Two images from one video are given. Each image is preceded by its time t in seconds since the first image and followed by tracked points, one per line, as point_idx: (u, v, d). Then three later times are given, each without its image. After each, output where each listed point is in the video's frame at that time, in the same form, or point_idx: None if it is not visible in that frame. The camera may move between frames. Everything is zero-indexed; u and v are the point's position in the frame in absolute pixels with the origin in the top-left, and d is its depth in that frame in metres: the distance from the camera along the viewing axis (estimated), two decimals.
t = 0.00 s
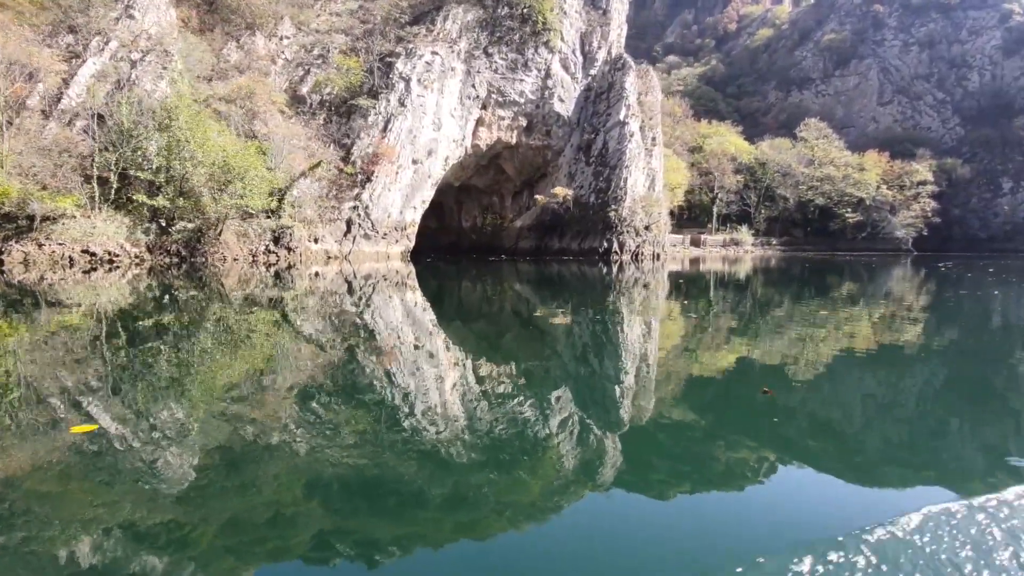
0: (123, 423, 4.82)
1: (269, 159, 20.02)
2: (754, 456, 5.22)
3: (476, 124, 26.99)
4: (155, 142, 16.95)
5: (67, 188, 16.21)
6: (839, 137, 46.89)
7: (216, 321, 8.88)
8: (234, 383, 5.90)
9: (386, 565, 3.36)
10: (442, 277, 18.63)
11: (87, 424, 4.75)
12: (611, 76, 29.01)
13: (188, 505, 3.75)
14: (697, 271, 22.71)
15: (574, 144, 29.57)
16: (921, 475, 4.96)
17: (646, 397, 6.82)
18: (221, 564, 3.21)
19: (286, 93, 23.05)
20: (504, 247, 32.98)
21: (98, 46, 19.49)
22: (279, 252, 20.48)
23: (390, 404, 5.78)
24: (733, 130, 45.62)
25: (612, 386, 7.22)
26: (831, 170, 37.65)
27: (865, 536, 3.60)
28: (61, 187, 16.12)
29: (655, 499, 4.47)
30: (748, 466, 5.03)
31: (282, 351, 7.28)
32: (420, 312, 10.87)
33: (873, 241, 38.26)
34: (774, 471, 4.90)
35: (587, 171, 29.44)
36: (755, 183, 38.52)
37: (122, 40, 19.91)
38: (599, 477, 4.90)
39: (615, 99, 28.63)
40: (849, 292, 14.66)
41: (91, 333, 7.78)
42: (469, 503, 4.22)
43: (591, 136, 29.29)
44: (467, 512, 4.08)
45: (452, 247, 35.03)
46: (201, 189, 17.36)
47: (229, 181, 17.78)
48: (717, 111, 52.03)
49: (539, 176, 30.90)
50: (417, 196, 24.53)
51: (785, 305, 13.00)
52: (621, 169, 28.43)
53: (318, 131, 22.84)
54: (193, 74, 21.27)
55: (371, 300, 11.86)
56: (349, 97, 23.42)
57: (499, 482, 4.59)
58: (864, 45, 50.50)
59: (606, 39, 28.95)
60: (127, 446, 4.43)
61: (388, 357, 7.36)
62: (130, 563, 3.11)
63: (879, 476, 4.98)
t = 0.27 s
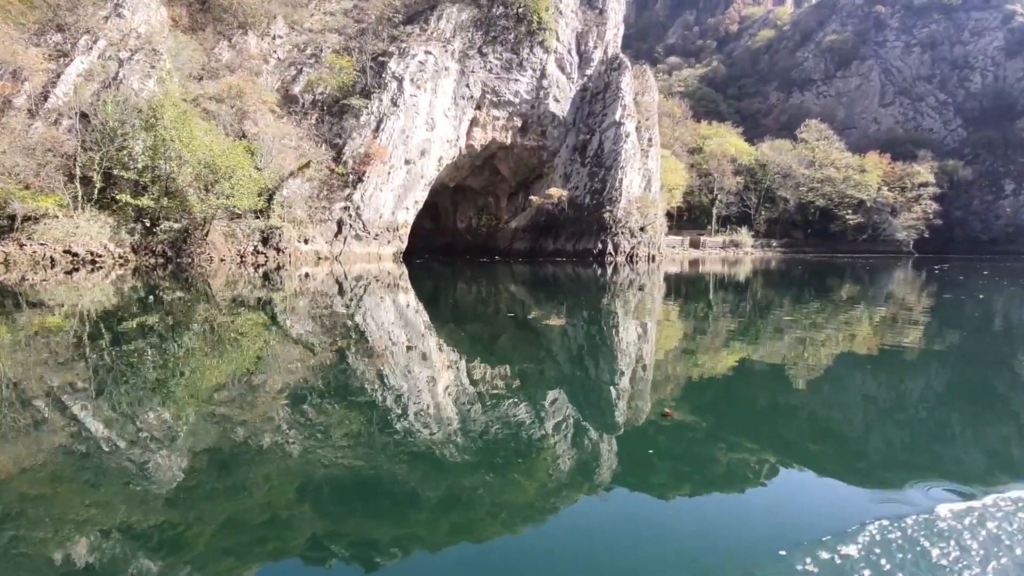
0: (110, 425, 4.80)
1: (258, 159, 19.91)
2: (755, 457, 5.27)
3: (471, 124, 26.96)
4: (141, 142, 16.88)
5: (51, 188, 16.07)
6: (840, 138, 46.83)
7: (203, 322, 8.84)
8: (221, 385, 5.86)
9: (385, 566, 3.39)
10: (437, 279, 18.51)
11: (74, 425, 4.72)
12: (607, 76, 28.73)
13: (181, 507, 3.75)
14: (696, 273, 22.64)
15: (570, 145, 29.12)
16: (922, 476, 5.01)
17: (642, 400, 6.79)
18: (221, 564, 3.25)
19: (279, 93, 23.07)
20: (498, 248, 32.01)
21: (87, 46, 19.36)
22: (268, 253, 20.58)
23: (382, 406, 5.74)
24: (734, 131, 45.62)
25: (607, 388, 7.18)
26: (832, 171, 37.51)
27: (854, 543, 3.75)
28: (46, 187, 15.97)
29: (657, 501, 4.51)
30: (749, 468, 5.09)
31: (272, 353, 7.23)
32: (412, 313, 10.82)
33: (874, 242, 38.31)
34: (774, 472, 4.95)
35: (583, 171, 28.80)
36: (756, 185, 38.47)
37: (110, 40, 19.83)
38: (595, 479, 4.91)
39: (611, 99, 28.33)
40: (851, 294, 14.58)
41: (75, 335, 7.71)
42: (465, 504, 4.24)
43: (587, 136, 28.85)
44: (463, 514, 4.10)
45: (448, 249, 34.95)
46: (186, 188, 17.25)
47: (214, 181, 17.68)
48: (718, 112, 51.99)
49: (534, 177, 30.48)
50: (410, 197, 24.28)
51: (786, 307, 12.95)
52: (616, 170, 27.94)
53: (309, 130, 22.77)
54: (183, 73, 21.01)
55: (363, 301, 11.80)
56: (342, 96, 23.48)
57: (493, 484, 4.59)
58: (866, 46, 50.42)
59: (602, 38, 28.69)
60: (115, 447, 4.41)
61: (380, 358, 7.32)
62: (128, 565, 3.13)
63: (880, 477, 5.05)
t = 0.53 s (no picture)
0: (102, 426, 4.78)
1: (249, 159, 20.18)
2: (760, 459, 5.32)
3: (467, 124, 26.81)
4: (129, 142, 16.80)
5: (38, 188, 16.10)
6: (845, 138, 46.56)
7: (194, 323, 8.81)
8: (213, 386, 5.83)
9: (388, 567, 3.43)
10: (435, 279, 18.55)
11: (64, 426, 4.71)
12: (606, 75, 28.25)
13: (176, 507, 3.75)
14: (698, 274, 22.49)
15: (568, 145, 28.79)
16: (928, 480, 5.04)
17: (641, 402, 6.74)
18: (226, 562, 3.28)
19: (274, 94, 23.03)
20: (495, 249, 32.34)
21: (77, 45, 19.22)
22: (260, 253, 20.71)
23: (378, 407, 5.70)
24: (737, 131, 45.43)
25: (605, 390, 7.12)
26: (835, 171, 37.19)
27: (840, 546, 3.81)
28: (32, 187, 15.97)
29: (661, 502, 4.54)
30: (753, 469, 5.13)
31: (265, 353, 7.20)
32: (407, 314, 10.76)
33: (879, 243, 38.13)
34: (780, 474, 4.98)
35: (581, 171, 28.63)
36: (760, 185, 38.45)
37: (102, 39, 19.68)
38: (593, 480, 4.91)
39: (609, 99, 27.90)
40: (855, 295, 14.46)
41: (62, 336, 7.69)
42: (464, 505, 4.24)
43: (585, 137, 28.53)
44: (461, 515, 4.11)
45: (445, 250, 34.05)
46: (174, 188, 17.38)
47: (201, 180, 17.95)
48: (722, 112, 51.73)
49: (533, 178, 30.11)
50: (405, 197, 24.37)
51: (790, 308, 12.85)
52: (614, 169, 27.58)
53: (303, 130, 22.87)
54: (175, 72, 20.85)
55: (357, 302, 11.75)
56: (336, 95, 23.53)
57: (491, 485, 4.58)
58: (872, 45, 50.00)
59: (601, 38, 28.26)
60: (106, 449, 4.39)
61: (374, 359, 7.26)
62: (129, 565, 3.14)
63: (885, 480, 5.11)
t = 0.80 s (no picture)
0: (87, 428, 4.75)
1: (236, 158, 20.07)
2: (759, 459, 5.33)
3: (460, 123, 26.65)
4: (112, 141, 16.45)
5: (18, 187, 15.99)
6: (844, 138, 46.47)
7: (179, 324, 8.73)
8: (200, 387, 5.79)
9: (385, 568, 3.42)
10: (429, 279, 18.69)
11: (49, 428, 4.67)
12: (600, 75, 28.11)
13: (166, 509, 3.71)
14: (697, 274, 22.45)
15: (561, 145, 28.81)
16: (928, 482, 5.05)
17: (636, 403, 6.70)
18: (220, 564, 3.27)
19: (263, 93, 23.32)
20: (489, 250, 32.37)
21: (62, 43, 19.52)
22: (247, 253, 20.63)
23: (369, 409, 5.66)
24: (736, 132, 45.40)
25: (599, 391, 7.08)
26: (834, 171, 37.13)
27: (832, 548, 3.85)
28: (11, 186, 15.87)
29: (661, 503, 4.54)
30: (753, 470, 5.12)
31: (254, 354, 7.16)
32: (398, 314, 10.70)
33: (878, 244, 38.10)
34: (779, 476, 4.98)
35: (575, 171, 28.70)
36: (759, 185, 38.42)
37: (88, 36, 20.05)
38: (588, 481, 4.89)
39: (604, 98, 27.73)
40: (854, 296, 14.40)
41: (44, 336, 7.64)
42: (458, 507, 4.22)
43: (578, 136, 28.55)
44: (457, 516, 4.09)
45: (439, 250, 34.20)
46: (157, 187, 17.05)
47: (186, 180, 17.59)
48: (721, 113, 51.67)
49: (527, 177, 30.08)
50: (396, 197, 24.14)
51: (789, 309, 12.79)
52: (608, 170, 27.62)
53: (293, 129, 22.92)
54: (162, 70, 21.29)
55: (346, 302, 11.67)
56: (327, 95, 23.41)
57: (485, 486, 4.56)
58: (871, 45, 49.96)
59: (595, 37, 28.09)
60: (92, 451, 4.35)
61: (364, 360, 7.21)
62: (124, 567, 3.11)
63: (886, 481, 5.13)
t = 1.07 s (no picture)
0: (63, 431, 4.67)
1: (215, 157, 19.62)
2: (752, 460, 5.32)
3: (447, 123, 26.68)
4: (87, 138, 15.87)
5: None
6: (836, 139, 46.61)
7: (155, 326, 8.60)
8: (178, 390, 5.70)
9: (375, 571, 3.40)
10: (417, 280, 18.85)
11: (22, 433, 4.57)
12: (589, 75, 28.06)
13: (145, 515, 3.66)
14: (688, 276, 22.42)
15: (550, 144, 28.65)
16: (920, 482, 5.06)
17: (625, 404, 6.67)
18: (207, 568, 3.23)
19: (247, 92, 22.88)
20: (477, 250, 32.09)
21: (38, 41, 18.88)
22: (226, 254, 20.66)
23: (353, 411, 5.60)
24: (728, 133, 45.46)
25: (588, 393, 7.04)
26: (825, 173, 37.36)
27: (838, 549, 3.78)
28: None
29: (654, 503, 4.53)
30: (746, 470, 5.12)
31: (235, 357, 7.06)
32: (383, 316, 10.59)
33: (870, 245, 37.97)
34: (772, 476, 4.98)
35: (562, 171, 28.49)
36: (750, 185, 38.55)
37: (65, 35, 19.47)
38: (577, 483, 4.86)
39: (592, 97, 27.63)
40: (845, 297, 14.43)
41: (14, 339, 7.49)
42: (446, 510, 4.18)
43: (566, 136, 28.41)
44: (444, 519, 4.05)
45: (426, 250, 34.30)
46: (133, 186, 16.48)
47: (164, 180, 17.04)
48: (714, 114, 51.61)
49: (514, 178, 30.20)
50: (380, 197, 24.24)
51: (780, 310, 12.79)
52: (596, 170, 27.46)
53: (277, 128, 22.61)
54: (142, 68, 20.61)
55: (329, 304, 11.54)
56: (310, 93, 23.14)
57: (473, 489, 4.52)
58: (863, 47, 50.20)
59: (584, 36, 27.98)
60: (69, 455, 4.28)
61: (348, 363, 7.12)
62: (109, 573, 3.08)
63: (879, 481, 5.13)
